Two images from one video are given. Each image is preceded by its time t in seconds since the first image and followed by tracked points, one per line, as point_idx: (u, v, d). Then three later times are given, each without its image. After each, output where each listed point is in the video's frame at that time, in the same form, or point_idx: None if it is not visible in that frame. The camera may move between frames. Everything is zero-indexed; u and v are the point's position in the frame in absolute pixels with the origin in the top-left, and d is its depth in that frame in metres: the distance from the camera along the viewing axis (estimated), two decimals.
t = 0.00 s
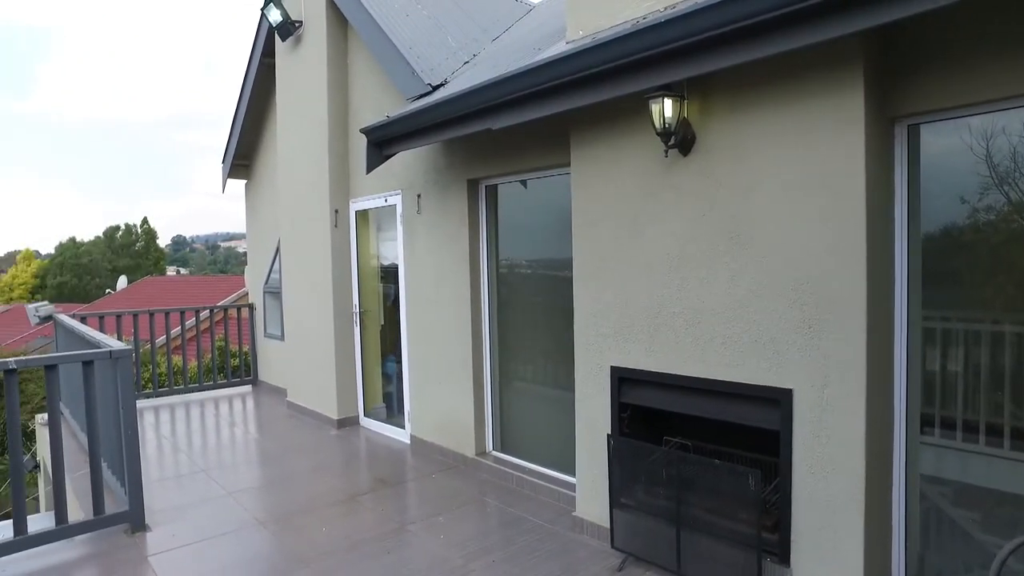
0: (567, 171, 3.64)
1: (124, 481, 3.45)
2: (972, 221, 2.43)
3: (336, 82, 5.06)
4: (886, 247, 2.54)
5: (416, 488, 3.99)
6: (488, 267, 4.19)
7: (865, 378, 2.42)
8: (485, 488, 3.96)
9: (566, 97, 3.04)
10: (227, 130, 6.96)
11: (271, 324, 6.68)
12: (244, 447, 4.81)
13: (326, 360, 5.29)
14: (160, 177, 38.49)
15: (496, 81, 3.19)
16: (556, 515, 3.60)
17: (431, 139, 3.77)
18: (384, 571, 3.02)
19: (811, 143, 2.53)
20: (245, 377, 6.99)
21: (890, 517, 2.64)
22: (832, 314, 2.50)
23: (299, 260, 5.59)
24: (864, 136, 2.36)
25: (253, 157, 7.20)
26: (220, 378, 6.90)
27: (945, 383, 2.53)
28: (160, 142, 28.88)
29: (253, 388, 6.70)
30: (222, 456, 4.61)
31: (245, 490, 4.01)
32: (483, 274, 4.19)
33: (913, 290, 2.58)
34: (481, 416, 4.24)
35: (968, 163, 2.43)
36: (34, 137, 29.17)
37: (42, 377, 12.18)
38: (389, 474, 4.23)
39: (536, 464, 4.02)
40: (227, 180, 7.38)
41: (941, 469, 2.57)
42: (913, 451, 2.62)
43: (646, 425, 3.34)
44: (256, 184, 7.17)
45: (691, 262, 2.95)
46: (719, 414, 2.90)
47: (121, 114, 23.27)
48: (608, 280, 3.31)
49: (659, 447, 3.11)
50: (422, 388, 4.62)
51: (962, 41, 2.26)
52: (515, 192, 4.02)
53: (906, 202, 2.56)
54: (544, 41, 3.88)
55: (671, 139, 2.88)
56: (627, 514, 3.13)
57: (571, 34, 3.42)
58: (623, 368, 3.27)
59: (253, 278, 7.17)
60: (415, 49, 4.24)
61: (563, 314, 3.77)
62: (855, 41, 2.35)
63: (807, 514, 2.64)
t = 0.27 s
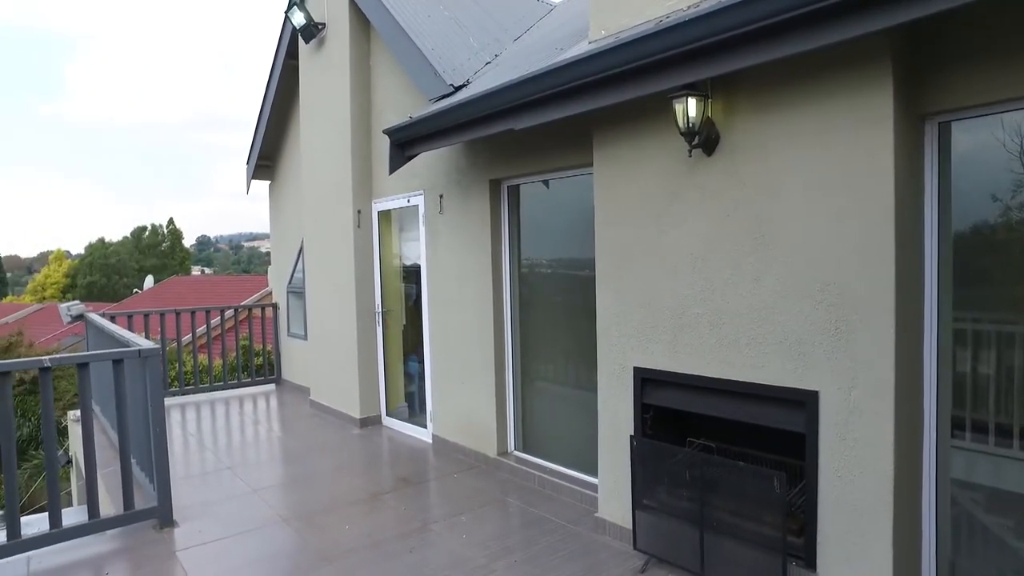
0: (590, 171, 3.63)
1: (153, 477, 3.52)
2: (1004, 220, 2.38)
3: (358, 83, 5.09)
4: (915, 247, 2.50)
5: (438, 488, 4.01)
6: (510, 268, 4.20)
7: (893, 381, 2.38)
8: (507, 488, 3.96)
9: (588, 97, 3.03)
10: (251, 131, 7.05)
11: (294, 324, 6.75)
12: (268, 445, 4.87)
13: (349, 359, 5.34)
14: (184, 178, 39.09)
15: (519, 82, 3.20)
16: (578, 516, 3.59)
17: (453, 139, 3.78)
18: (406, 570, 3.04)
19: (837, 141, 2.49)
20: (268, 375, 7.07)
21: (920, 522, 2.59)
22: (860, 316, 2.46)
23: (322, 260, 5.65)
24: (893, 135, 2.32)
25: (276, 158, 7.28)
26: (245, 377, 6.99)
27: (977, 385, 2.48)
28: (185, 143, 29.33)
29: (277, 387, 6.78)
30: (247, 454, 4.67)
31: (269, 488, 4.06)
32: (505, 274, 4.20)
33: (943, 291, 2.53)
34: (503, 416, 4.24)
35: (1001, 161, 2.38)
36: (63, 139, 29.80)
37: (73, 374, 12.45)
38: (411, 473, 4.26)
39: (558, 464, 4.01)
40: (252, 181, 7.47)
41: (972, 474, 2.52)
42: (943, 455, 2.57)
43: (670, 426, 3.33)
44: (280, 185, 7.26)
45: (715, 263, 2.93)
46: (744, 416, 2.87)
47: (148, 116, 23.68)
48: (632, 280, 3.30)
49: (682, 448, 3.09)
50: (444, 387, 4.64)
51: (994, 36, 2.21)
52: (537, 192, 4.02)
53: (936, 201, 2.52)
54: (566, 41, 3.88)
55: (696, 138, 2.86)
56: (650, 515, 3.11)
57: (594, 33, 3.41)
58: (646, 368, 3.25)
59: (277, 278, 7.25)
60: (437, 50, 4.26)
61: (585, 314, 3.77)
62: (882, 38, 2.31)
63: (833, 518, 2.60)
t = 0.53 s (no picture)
0: (615, 170, 3.61)
1: (183, 474, 3.59)
2: None
3: (383, 83, 5.13)
4: (951, 247, 2.44)
5: (462, 487, 4.02)
6: (534, 267, 4.19)
7: (926, 384, 2.33)
8: (530, 488, 3.96)
9: (613, 97, 3.02)
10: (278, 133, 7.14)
11: (319, 323, 6.82)
12: (294, 443, 4.92)
13: (373, 358, 5.38)
14: (211, 178, 39.71)
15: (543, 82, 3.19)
16: (602, 517, 3.58)
17: (478, 140, 3.79)
18: (430, 568, 3.06)
19: (869, 140, 2.45)
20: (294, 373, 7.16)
21: (955, 529, 2.53)
22: (892, 318, 2.41)
23: (347, 260, 5.70)
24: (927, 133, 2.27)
25: (302, 159, 7.36)
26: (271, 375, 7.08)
27: (1014, 389, 2.42)
28: (211, 144, 29.80)
29: (302, 385, 6.86)
30: (273, 451, 4.73)
31: (295, 486, 4.11)
32: (529, 274, 4.19)
33: (979, 292, 2.47)
34: (527, 416, 4.24)
35: None
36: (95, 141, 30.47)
37: (106, 371, 12.74)
38: (435, 472, 4.28)
39: (582, 465, 4.00)
40: (278, 181, 7.57)
41: (1009, 479, 2.46)
42: (979, 460, 2.51)
43: (695, 428, 3.30)
44: (305, 185, 7.34)
45: (742, 263, 2.90)
46: (772, 419, 2.83)
47: (177, 117, 24.11)
48: (658, 280, 3.27)
49: (708, 450, 3.06)
50: (468, 387, 4.65)
51: None
52: (561, 192, 4.01)
53: (971, 200, 2.46)
54: (591, 40, 3.86)
55: (722, 138, 2.83)
56: (675, 517, 3.09)
57: (619, 32, 3.39)
58: (671, 369, 3.23)
59: (302, 277, 7.33)
60: (461, 51, 4.27)
61: (610, 314, 3.75)
62: (916, 34, 2.26)
63: (864, 524, 2.55)
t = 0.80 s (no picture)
0: (639, 169, 3.59)
1: (212, 471, 3.64)
2: None
3: (407, 84, 5.16)
4: (986, 248, 2.39)
5: (485, 486, 4.04)
6: (558, 267, 4.18)
7: (960, 388, 2.28)
8: (554, 489, 3.96)
9: (637, 97, 3.00)
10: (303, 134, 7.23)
11: (343, 322, 6.89)
12: (319, 441, 4.98)
13: (397, 357, 5.42)
14: (235, 179, 40.28)
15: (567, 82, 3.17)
16: (626, 518, 3.56)
17: (502, 140, 3.80)
18: (454, 567, 3.07)
19: (900, 138, 2.40)
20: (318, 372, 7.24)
21: (991, 536, 2.48)
22: (924, 319, 2.36)
23: (371, 260, 5.75)
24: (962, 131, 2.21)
25: (326, 159, 7.44)
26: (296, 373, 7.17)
27: None
28: (237, 145, 30.25)
29: (327, 384, 6.93)
30: (299, 449, 4.79)
31: (320, 483, 4.15)
32: (553, 274, 4.19)
33: (1015, 293, 2.42)
34: (550, 416, 4.24)
35: None
36: (124, 143, 31.11)
37: (137, 368, 13.00)
38: (458, 471, 4.29)
39: (605, 465, 3.99)
40: (303, 182, 7.66)
41: None
42: (1015, 465, 2.46)
43: (721, 430, 3.27)
44: (330, 186, 7.41)
45: (769, 264, 2.86)
46: (800, 421, 2.80)
47: (204, 119, 24.52)
48: (683, 281, 3.25)
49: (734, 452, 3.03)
50: (491, 386, 4.67)
51: None
52: (585, 192, 4.00)
53: (1008, 199, 2.40)
54: (615, 39, 3.85)
55: (748, 137, 2.80)
56: (700, 519, 3.07)
57: (644, 31, 3.37)
58: (697, 370, 3.21)
59: (327, 277, 7.41)
60: (485, 51, 4.28)
61: (634, 315, 3.73)
62: (949, 30, 2.21)
63: (894, 530, 2.50)
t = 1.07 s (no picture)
0: (664, 169, 3.56)
1: (239, 468, 3.69)
2: None
3: (430, 84, 5.19)
4: None
5: (508, 486, 4.04)
6: (581, 267, 4.17)
7: (995, 391, 2.21)
8: (577, 489, 3.95)
9: (661, 95, 2.98)
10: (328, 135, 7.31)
11: (367, 322, 6.95)
12: (344, 439, 5.03)
13: (420, 356, 5.45)
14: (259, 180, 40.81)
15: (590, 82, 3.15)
16: (650, 519, 3.54)
17: (526, 140, 3.80)
18: (477, 566, 3.08)
19: (933, 136, 2.34)
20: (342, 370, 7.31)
21: None
22: (958, 321, 2.30)
23: (395, 260, 5.79)
24: (997, 129, 2.15)
25: (351, 160, 7.51)
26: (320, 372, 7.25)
27: None
28: (262, 145, 30.69)
29: (350, 383, 6.99)
30: (324, 447, 4.84)
31: (345, 481, 4.19)
32: (577, 274, 4.18)
33: None
34: (574, 416, 4.23)
35: None
36: (153, 144, 31.73)
37: (167, 366, 13.25)
38: (481, 470, 4.30)
39: (629, 466, 3.97)
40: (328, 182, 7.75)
41: None
42: None
43: (748, 432, 3.23)
44: (354, 186, 7.48)
45: (797, 263, 2.82)
46: (829, 423, 2.75)
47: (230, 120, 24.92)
48: (709, 281, 3.22)
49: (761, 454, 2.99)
50: (515, 386, 4.67)
51: None
52: (609, 191, 3.98)
53: None
54: (640, 37, 3.82)
55: (776, 135, 2.76)
56: (725, 520, 3.04)
57: (668, 29, 3.35)
58: (722, 371, 3.18)
59: (351, 276, 7.48)
60: (508, 51, 4.29)
61: (659, 315, 3.70)
62: (983, 24, 2.15)
63: (926, 536, 2.43)
